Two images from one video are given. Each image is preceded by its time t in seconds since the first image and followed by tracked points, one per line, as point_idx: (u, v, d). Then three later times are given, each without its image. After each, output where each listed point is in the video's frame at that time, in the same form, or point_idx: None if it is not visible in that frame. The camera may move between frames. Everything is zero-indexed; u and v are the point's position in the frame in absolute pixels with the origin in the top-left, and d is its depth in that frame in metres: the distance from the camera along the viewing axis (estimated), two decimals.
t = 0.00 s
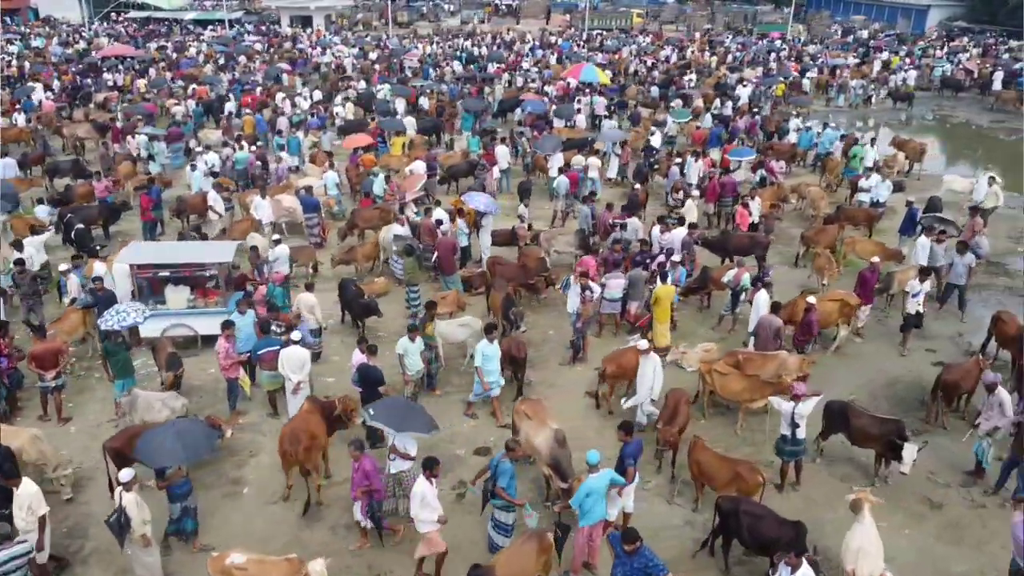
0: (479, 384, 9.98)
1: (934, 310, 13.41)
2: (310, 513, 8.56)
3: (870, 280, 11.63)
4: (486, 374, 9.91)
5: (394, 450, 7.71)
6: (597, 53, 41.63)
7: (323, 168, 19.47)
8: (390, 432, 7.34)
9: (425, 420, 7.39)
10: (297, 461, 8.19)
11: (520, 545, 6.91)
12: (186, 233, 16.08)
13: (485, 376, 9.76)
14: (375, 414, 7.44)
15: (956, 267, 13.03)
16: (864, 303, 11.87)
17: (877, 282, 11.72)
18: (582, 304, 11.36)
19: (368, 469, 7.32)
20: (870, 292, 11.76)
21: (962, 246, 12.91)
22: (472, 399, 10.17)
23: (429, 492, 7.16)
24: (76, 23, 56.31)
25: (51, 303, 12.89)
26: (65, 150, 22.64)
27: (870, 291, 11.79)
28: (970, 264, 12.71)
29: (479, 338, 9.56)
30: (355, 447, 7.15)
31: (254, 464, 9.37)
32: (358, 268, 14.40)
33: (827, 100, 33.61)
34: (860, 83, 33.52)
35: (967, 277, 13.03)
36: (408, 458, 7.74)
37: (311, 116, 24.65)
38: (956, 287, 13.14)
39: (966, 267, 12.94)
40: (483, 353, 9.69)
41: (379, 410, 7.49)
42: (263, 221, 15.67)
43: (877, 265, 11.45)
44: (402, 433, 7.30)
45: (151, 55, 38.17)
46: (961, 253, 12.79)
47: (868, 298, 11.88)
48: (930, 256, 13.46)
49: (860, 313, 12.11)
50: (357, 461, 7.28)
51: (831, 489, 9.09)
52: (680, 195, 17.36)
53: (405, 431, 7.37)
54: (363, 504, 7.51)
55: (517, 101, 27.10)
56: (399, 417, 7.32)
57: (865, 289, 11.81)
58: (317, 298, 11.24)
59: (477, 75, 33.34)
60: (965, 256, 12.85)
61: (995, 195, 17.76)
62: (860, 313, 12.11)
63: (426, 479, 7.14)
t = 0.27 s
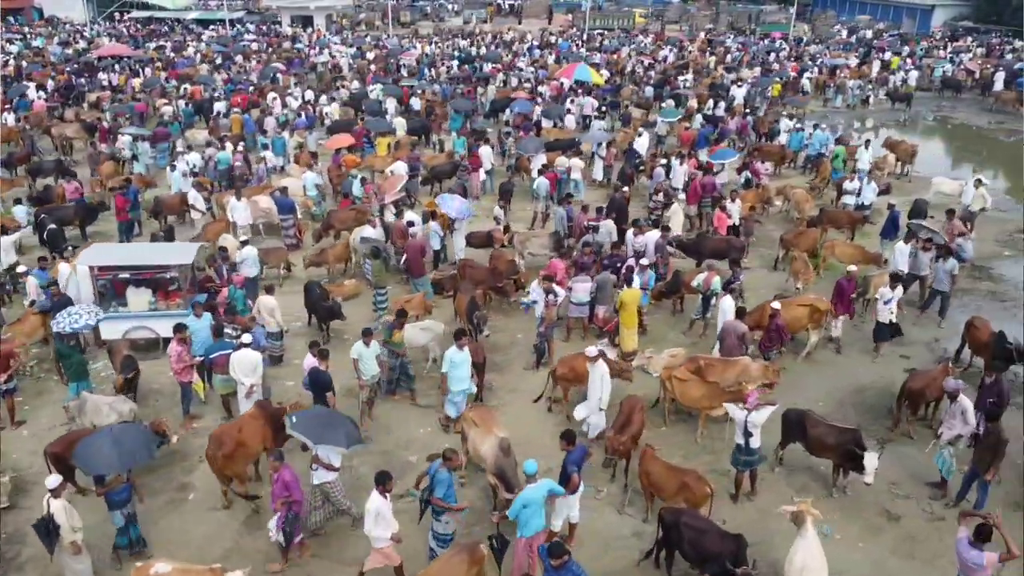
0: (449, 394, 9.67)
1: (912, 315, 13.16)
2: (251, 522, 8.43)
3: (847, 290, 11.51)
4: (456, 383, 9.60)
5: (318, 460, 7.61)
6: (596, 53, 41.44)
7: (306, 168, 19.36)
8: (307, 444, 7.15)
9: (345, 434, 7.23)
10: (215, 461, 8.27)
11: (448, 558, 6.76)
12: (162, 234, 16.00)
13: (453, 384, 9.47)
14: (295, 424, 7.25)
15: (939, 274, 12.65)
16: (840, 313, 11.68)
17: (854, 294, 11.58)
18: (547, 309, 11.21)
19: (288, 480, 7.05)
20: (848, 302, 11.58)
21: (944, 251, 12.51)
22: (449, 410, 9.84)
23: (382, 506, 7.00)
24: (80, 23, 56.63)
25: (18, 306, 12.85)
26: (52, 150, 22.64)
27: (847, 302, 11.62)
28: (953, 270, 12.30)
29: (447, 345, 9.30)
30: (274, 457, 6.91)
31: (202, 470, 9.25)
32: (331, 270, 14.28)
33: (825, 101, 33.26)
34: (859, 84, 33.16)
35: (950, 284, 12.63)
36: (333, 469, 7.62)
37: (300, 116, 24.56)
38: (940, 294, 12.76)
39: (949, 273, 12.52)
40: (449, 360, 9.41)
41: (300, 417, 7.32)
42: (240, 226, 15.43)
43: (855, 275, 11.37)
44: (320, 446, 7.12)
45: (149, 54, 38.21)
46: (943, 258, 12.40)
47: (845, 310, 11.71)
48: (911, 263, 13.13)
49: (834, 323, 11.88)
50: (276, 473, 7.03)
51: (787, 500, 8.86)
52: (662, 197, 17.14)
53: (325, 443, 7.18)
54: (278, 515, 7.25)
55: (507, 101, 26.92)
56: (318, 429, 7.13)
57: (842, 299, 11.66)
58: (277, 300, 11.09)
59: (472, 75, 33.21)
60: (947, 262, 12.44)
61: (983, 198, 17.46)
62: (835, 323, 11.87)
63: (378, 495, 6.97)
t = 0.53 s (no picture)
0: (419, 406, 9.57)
1: (890, 321, 12.93)
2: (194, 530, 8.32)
3: (823, 302, 11.23)
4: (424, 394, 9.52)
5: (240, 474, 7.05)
6: (595, 53, 41.26)
7: (290, 169, 19.30)
8: (224, 459, 6.72)
9: (264, 447, 6.82)
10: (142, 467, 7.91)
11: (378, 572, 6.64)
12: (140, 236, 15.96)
13: (421, 396, 9.37)
14: (212, 437, 6.82)
15: (919, 281, 12.29)
16: (816, 326, 11.41)
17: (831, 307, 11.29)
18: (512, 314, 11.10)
19: (204, 497, 6.53)
20: (824, 314, 11.31)
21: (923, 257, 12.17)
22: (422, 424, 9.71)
23: (334, 518, 6.94)
24: (86, 23, 56.96)
25: None
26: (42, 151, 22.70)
27: (823, 314, 11.34)
28: (931, 277, 11.92)
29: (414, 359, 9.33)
30: (190, 472, 6.42)
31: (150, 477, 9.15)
32: (304, 273, 14.19)
33: (824, 102, 32.96)
34: (857, 85, 32.86)
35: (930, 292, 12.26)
36: (259, 481, 7.11)
37: (290, 117, 24.53)
38: (919, 302, 12.40)
39: (927, 281, 12.14)
40: (417, 371, 9.40)
41: (219, 431, 6.90)
42: (217, 229, 15.29)
43: (831, 286, 11.10)
44: (238, 460, 6.68)
45: (148, 55, 38.34)
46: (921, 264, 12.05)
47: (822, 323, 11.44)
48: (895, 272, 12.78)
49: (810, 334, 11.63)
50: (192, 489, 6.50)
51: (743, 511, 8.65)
52: (644, 200, 16.96)
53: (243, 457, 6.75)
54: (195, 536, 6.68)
55: (500, 102, 26.80)
56: (236, 443, 6.70)
57: (819, 312, 11.37)
58: (239, 306, 11.01)
59: (468, 75, 33.12)
60: (925, 268, 12.07)
61: (971, 202, 17.20)
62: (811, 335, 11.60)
63: (330, 507, 6.91)
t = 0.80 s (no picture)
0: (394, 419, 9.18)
1: (871, 329, 12.63)
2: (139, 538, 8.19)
3: (800, 313, 10.57)
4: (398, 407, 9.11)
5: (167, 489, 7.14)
6: (599, 54, 41.03)
7: (277, 169, 19.22)
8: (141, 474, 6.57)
9: (182, 462, 6.64)
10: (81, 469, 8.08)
11: None
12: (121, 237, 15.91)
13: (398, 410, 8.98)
14: (130, 451, 6.69)
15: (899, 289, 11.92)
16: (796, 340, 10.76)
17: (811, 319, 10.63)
18: (479, 318, 10.86)
19: (120, 510, 6.44)
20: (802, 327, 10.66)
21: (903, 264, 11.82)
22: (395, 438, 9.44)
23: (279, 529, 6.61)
24: (95, 23, 57.29)
25: None
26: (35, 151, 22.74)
27: (801, 326, 10.69)
28: (910, 284, 11.56)
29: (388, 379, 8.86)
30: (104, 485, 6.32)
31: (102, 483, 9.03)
32: (280, 275, 14.06)
33: (826, 104, 32.54)
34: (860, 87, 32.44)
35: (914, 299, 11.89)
36: (185, 493, 7.20)
37: (283, 118, 24.47)
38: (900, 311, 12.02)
39: (908, 289, 11.74)
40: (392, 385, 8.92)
41: (137, 443, 6.74)
42: (196, 232, 14.69)
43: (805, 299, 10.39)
44: (153, 476, 6.54)
45: (151, 55, 38.45)
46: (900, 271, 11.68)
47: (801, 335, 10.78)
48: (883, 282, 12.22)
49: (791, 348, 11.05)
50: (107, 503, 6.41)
51: (700, 527, 8.42)
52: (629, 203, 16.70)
53: (161, 472, 6.60)
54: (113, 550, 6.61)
55: (496, 103, 26.65)
56: (151, 457, 6.55)
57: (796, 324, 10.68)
58: (204, 309, 10.95)
59: (468, 76, 33.00)
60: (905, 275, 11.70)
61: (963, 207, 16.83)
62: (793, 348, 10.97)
63: (276, 518, 6.59)
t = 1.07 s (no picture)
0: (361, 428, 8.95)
1: (853, 339, 12.33)
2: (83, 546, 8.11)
3: (772, 327, 10.17)
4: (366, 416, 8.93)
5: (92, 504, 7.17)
6: (605, 55, 40.78)
7: (266, 170, 19.16)
8: (54, 488, 6.58)
9: (95, 475, 6.63)
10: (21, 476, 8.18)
11: None
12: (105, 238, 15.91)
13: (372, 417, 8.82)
14: (45, 467, 6.69)
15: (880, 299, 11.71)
16: (770, 355, 10.34)
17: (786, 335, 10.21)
18: (445, 325, 10.68)
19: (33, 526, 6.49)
20: (776, 342, 10.25)
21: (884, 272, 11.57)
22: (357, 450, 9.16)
23: (232, 549, 6.56)
24: (108, 23, 57.70)
25: None
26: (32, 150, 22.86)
27: (775, 342, 10.28)
28: (893, 293, 11.36)
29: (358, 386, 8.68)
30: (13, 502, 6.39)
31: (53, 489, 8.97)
32: (257, 278, 13.98)
33: (832, 106, 32.09)
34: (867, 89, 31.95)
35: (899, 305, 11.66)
36: (109, 510, 7.23)
37: (279, 118, 24.44)
38: (881, 321, 11.80)
39: (890, 298, 11.55)
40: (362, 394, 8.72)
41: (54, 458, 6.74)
42: (177, 233, 14.63)
43: (778, 313, 10.02)
44: (66, 490, 6.53)
45: (158, 55, 38.62)
46: (883, 279, 11.45)
47: (776, 351, 10.36)
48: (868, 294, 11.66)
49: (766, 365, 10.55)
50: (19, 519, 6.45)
51: (655, 543, 8.20)
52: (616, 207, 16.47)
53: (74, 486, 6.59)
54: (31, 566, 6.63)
55: (494, 105, 26.50)
56: (62, 471, 6.55)
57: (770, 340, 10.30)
58: (170, 313, 10.82)
59: (470, 76, 32.86)
60: (888, 284, 11.52)
61: (959, 213, 16.43)
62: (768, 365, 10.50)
63: (226, 538, 6.54)
